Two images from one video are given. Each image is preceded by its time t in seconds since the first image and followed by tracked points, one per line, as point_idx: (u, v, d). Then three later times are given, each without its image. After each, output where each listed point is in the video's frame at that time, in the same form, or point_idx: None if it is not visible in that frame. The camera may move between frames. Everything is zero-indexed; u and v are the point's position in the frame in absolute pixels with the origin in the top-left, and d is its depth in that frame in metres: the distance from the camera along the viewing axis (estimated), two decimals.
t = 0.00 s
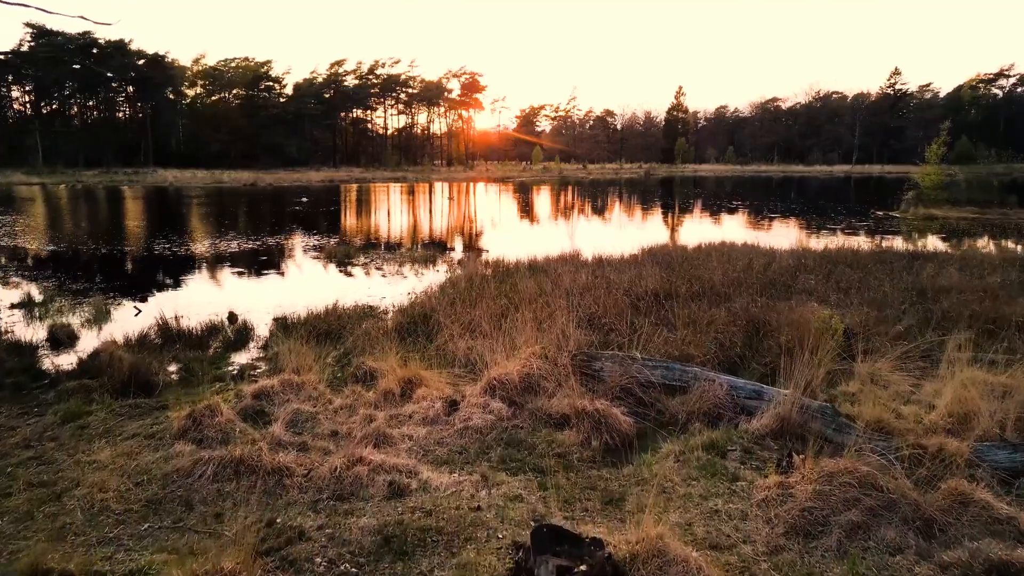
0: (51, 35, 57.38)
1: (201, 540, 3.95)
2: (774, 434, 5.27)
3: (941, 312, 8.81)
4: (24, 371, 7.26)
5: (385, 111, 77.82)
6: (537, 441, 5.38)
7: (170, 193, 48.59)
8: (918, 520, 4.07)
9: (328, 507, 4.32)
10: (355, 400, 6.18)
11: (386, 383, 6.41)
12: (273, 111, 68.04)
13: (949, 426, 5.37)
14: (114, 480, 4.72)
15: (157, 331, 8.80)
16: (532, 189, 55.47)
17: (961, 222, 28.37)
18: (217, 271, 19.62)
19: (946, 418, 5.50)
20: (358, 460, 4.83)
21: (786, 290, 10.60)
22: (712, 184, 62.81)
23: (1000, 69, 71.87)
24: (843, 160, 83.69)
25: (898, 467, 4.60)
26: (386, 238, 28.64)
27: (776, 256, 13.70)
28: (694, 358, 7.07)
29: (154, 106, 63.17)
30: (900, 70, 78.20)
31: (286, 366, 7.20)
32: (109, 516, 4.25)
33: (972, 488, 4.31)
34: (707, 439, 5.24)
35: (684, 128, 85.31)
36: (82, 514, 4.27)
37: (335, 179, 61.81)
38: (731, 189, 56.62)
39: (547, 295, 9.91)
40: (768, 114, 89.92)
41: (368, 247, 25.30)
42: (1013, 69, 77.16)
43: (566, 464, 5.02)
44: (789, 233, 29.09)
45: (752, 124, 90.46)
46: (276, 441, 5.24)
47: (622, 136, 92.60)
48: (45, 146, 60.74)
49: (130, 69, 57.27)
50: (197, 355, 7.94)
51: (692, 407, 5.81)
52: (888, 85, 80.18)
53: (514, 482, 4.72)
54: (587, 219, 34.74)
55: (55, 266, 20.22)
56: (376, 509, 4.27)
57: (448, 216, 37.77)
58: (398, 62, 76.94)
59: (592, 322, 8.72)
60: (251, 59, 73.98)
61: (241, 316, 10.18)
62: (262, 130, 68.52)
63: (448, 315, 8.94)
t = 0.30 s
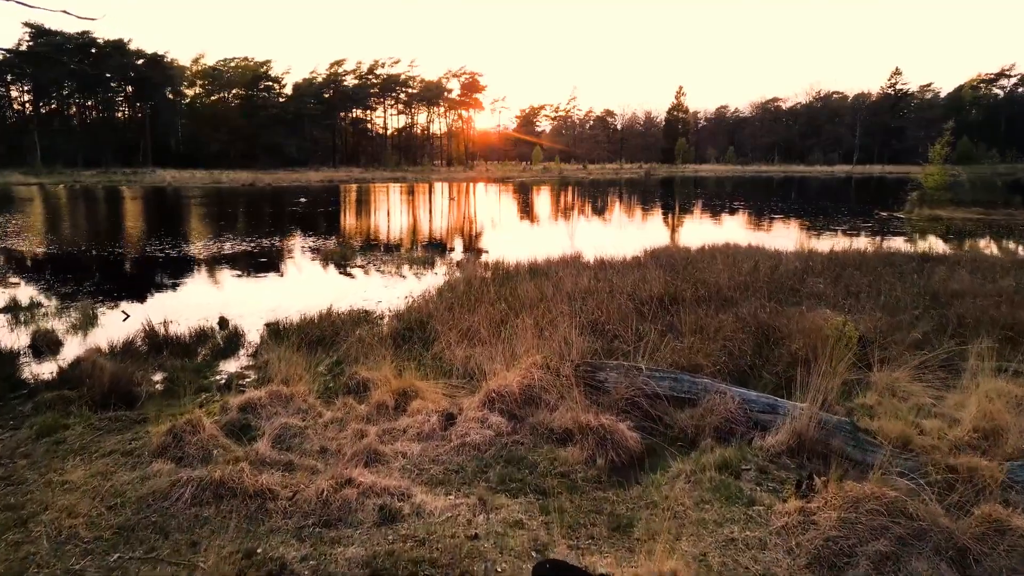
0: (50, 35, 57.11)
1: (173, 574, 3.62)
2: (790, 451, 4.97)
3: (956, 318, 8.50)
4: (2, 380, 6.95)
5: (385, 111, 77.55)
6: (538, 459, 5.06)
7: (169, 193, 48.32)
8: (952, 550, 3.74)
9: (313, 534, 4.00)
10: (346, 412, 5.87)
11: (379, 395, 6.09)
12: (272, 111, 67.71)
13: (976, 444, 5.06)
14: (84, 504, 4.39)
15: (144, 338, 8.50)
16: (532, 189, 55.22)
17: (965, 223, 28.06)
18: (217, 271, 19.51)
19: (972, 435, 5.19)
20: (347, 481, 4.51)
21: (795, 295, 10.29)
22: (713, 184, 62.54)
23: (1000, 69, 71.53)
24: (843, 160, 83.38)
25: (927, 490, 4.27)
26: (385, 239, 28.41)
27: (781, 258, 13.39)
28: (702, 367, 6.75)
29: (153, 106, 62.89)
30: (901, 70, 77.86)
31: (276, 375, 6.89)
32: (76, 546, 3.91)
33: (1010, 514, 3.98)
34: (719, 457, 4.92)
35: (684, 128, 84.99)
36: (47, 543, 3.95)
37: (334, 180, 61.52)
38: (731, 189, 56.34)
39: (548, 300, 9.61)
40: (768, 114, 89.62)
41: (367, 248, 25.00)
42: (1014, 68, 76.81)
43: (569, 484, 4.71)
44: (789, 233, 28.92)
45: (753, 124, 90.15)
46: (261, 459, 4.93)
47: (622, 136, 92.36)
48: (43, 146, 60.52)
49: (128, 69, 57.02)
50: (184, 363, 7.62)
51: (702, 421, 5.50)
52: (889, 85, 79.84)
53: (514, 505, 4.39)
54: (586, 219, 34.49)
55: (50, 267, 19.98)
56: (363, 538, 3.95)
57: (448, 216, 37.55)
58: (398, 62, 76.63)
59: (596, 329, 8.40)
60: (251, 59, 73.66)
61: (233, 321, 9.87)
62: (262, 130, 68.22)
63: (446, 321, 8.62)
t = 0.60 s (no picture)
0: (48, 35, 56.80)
1: None
2: (809, 472, 4.64)
3: (974, 325, 8.17)
4: None
5: (385, 111, 77.22)
6: (539, 480, 4.74)
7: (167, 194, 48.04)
8: None
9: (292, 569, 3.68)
10: (335, 428, 5.55)
11: (371, 409, 5.78)
12: (271, 111, 67.35)
13: (1007, 464, 4.73)
14: (48, 532, 4.06)
15: (129, 345, 8.20)
16: (532, 189, 54.92)
17: (970, 224, 27.68)
18: (218, 271, 19.35)
19: (1003, 454, 4.86)
20: (334, 507, 4.18)
21: (804, 300, 9.96)
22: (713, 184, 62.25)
23: (1002, 69, 71.19)
24: (844, 160, 83.06)
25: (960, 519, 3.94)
26: (385, 239, 28.19)
27: (786, 261, 13.09)
28: (711, 378, 6.44)
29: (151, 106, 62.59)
30: (901, 70, 77.52)
31: (265, 385, 6.57)
32: None
33: None
34: (733, 478, 4.59)
35: (684, 128, 84.60)
36: None
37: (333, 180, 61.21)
38: (732, 189, 55.96)
39: (549, 305, 9.31)
40: (769, 114, 89.32)
41: (365, 249, 24.70)
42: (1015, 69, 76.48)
43: (572, 508, 4.38)
44: (790, 233, 28.82)
45: (753, 124, 89.84)
46: (243, 480, 4.60)
47: (622, 136, 92.06)
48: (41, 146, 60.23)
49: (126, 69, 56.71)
50: (168, 374, 7.31)
51: (713, 438, 5.18)
52: (889, 85, 79.49)
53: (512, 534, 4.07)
54: (586, 219, 34.28)
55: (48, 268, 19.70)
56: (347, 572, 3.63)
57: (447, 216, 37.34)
58: (398, 61, 76.26)
59: (597, 336, 8.13)
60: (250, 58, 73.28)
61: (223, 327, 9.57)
62: (261, 130, 67.88)
63: (444, 327, 8.32)
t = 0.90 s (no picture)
0: (45, 34, 56.52)
1: None
2: (828, 496, 4.33)
3: (991, 332, 7.85)
4: None
5: (384, 111, 76.84)
6: (539, 503, 4.42)
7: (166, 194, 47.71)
8: None
9: None
10: (323, 444, 5.24)
11: (362, 423, 5.45)
12: (270, 110, 66.95)
13: None
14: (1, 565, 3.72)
15: (111, 353, 7.90)
16: (533, 189, 54.65)
17: (975, 225, 27.36)
18: (218, 270, 19.15)
19: None
20: (316, 538, 3.86)
21: (812, 305, 9.63)
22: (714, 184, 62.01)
23: (1003, 69, 70.93)
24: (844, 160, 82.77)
25: (997, 555, 3.61)
26: (384, 239, 27.94)
27: (792, 263, 12.78)
28: (719, 390, 6.12)
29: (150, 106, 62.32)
30: (902, 70, 77.18)
31: (251, 396, 6.26)
32: None
33: None
34: (747, 502, 4.27)
35: (685, 128, 84.31)
36: None
37: (332, 180, 60.89)
38: (732, 189, 55.71)
39: (550, 310, 9.01)
40: (769, 114, 89.04)
41: (364, 249, 24.42)
42: (1016, 69, 76.26)
43: (575, 535, 4.07)
44: (790, 232, 28.65)
45: (753, 124, 89.54)
46: (221, 505, 4.29)
47: (623, 136, 91.77)
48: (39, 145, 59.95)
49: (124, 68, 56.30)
50: (150, 384, 6.99)
51: (724, 455, 4.87)
52: (890, 85, 79.20)
53: (509, 566, 3.75)
54: (586, 219, 34.06)
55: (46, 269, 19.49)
56: None
57: (447, 216, 37.13)
58: (397, 61, 75.79)
59: (600, 344, 7.82)
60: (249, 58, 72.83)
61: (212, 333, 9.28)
62: (260, 130, 67.60)
63: (441, 333, 8.03)
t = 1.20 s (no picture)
0: (43, 34, 56.23)
1: None
2: (852, 522, 4.02)
3: (1010, 340, 7.54)
4: None
5: (384, 111, 76.50)
6: (541, 529, 4.09)
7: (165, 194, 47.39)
8: None
9: None
10: (311, 462, 4.92)
11: (352, 440, 5.12)
12: (270, 110, 66.65)
13: None
14: None
15: (94, 361, 7.56)
16: (533, 189, 54.30)
17: (980, 226, 27.03)
18: (216, 271, 18.90)
19: None
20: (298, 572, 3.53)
21: (823, 311, 9.29)
22: (714, 184, 61.75)
23: (1004, 69, 70.64)
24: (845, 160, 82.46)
25: None
26: (383, 239, 27.66)
27: (799, 266, 12.46)
28: (731, 403, 5.80)
29: (149, 106, 62.03)
30: (903, 70, 76.87)
31: (238, 408, 5.93)
32: None
33: None
34: (766, 529, 3.96)
35: (685, 128, 84.04)
36: None
37: (332, 180, 60.56)
38: (733, 189, 55.44)
39: (552, 316, 8.68)
40: (770, 114, 88.77)
41: (364, 250, 24.14)
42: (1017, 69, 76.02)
43: (581, 567, 3.75)
44: (791, 232, 28.40)
45: (754, 123, 89.24)
46: (198, 532, 3.96)
47: (623, 136, 91.46)
48: (38, 145, 59.68)
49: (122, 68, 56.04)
50: (132, 395, 6.66)
51: (739, 476, 4.55)
52: (891, 85, 78.89)
53: None
54: (586, 219, 33.79)
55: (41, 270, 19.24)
56: None
57: (446, 216, 36.88)
58: (397, 61, 75.41)
59: (603, 352, 7.50)
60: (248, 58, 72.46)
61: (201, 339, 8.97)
62: (259, 130, 67.30)
63: (438, 340, 7.71)
